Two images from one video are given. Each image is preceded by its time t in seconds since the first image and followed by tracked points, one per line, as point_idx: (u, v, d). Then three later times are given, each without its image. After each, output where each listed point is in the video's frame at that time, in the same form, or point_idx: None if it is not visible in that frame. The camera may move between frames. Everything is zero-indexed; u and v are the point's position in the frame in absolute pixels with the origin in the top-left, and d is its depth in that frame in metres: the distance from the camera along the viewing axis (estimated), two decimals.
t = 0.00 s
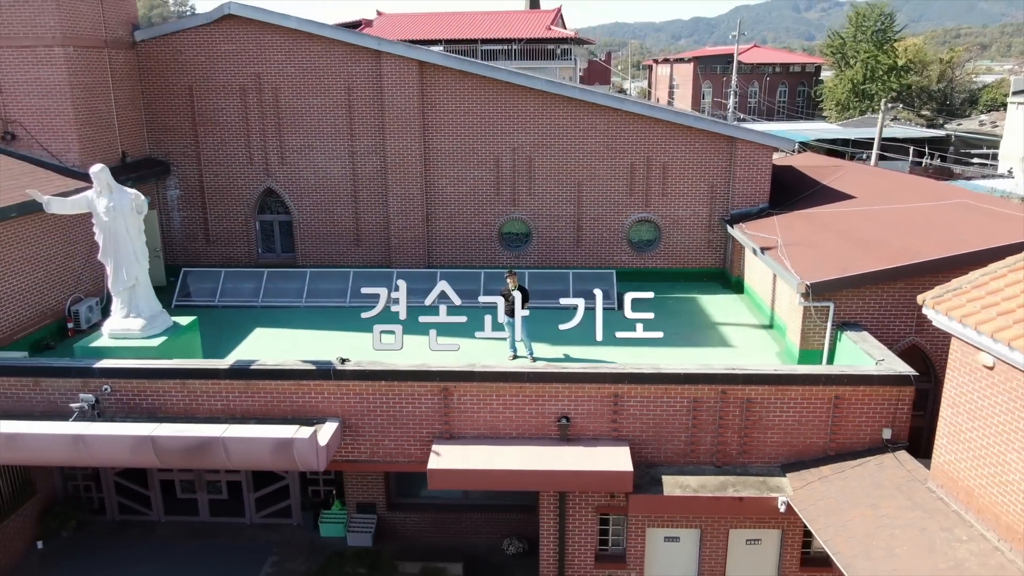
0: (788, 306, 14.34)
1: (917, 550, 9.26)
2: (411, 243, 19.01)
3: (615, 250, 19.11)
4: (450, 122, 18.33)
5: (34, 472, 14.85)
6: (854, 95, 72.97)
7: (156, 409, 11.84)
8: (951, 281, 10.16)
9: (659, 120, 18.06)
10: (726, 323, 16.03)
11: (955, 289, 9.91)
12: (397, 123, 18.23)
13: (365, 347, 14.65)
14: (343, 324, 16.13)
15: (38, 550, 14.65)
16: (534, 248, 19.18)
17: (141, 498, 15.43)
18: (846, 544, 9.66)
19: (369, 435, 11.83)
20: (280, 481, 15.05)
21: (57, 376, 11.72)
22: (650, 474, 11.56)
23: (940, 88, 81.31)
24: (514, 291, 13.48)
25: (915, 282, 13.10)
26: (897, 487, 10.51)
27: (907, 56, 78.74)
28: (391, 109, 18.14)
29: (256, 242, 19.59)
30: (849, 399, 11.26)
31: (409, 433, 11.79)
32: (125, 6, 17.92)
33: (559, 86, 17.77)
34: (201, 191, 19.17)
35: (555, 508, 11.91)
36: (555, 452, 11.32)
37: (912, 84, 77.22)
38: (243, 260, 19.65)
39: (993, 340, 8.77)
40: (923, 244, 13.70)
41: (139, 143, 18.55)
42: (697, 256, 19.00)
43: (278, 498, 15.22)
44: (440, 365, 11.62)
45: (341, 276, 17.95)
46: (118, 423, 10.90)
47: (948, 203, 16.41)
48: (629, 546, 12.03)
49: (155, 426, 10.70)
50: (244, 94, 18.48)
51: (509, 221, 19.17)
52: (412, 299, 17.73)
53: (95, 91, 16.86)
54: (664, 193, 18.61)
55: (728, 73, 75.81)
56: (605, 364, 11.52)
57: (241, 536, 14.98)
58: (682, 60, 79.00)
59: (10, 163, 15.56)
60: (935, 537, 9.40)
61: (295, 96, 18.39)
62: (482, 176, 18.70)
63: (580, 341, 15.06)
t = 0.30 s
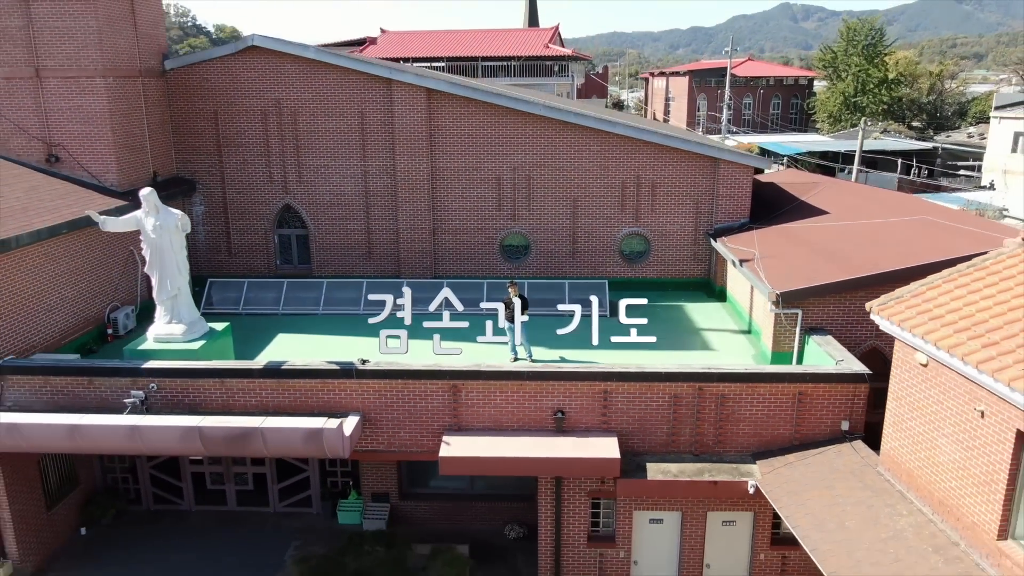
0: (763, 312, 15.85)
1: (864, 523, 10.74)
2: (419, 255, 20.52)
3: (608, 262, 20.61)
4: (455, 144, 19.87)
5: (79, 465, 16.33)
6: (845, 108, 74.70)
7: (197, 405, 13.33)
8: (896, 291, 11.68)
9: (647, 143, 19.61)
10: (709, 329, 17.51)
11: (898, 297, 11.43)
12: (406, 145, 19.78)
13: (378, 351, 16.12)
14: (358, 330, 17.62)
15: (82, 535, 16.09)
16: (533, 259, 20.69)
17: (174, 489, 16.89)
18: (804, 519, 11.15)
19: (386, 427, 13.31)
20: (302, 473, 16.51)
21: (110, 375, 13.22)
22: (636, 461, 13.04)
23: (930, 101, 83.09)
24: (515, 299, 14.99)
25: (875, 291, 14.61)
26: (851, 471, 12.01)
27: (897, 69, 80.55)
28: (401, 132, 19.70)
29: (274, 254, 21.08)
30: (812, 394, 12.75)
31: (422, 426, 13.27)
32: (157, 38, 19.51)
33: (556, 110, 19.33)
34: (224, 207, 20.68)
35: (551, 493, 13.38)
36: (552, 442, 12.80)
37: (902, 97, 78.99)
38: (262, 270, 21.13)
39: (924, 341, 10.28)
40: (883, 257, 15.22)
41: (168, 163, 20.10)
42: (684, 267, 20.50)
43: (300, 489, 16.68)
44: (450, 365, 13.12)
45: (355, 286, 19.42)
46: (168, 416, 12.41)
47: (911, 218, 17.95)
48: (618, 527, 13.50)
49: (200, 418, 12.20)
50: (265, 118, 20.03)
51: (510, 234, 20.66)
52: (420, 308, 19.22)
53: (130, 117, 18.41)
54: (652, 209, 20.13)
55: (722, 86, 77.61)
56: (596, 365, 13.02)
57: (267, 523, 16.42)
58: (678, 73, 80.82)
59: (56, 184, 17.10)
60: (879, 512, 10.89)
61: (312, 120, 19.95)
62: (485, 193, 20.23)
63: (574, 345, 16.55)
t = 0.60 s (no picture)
0: (740, 318, 17.45)
1: (820, 502, 12.31)
2: (426, 266, 22.12)
3: (601, 272, 22.22)
4: (459, 164, 21.50)
5: (117, 458, 17.90)
6: (836, 120, 76.45)
7: (231, 402, 14.90)
8: (850, 299, 13.29)
9: (637, 163, 21.23)
10: (692, 333, 19.10)
11: (850, 305, 13.05)
12: (414, 165, 21.42)
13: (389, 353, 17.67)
14: (370, 335, 19.19)
15: (119, 522, 17.64)
16: (531, 270, 22.29)
17: (202, 482, 18.46)
18: (768, 499, 12.72)
19: (400, 422, 14.88)
20: (320, 466, 18.06)
21: (154, 375, 14.82)
22: (623, 452, 14.61)
23: (920, 113, 84.97)
24: (516, 307, 16.57)
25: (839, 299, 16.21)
26: (812, 458, 13.58)
27: (887, 82, 82.44)
28: (409, 153, 21.33)
29: (290, 265, 22.66)
30: (780, 391, 14.33)
31: (432, 420, 14.84)
32: (184, 67, 21.19)
33: (552, 133, 20.98)
34: (245, 222, 22.28)
35: (548, 481, 14.93)
36: (549, 435, 14.36)
37: (892, 109, 80.82)
38: (279, 280, 22.72)
39: (869, 343, 11.89)
40: (847, 268, 16.81)
41: (193, 182, 21.73)
42: (672, 277, 22.10)
43: (318, 481, 18.21)
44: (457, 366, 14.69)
45: (366, 295, 20.99)
46: (207, 411, 14.00)
47: (878, 233, 19.58)
48: (608, 512, 15.05)
49: (236, 413, 13.79)
50: (284, 140, 21.67)
51: (510, 247, 22.24)
52: (426, 315, 20.79)
53: (161, 140, 20.06)
54: (642, 223, 21.74)
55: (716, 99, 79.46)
56: (587, 366, 14.61)
57: (288, 512, 17.95)
58: (673, 86, 82.71)
59: (95, 202, 18.73)
60: (834, 492, 12.46)
61: (327, 142, 21.58)
62: (487, 209, 21.86)
63: (569, 348, 18.13)
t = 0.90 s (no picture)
0: (720, 324, 19.13)
1: (783, 485, 13.98)
2: (431, 277, 23.80)
3: (594, 282, 23.89)
4: (462, 182, 23.19)
5: (150, 453, 19.55)
6: (827, 132, 78.48)
7: (258, 400, 16.57)
8: (810, 308, 15.05)
9: (627, 181, 22.94)
10: (677, 338, 20.76)
11: (810, 313, 14.81)
12: (420, 183, 23.14)
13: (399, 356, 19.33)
14: (381, 340, 20.84)
15: (152, 512, 19.24)
16: (529, 280, 23.97)
17: (227, 475, 20.10)
18: (739, 484, 14.39)
19: (410, 418, 16.54)
20: (335, 460, 19.69)
21: (190, 376, 16.49)
22: (612, 444, 16.27)
23: (909, 124, 86.90)
24: (514, 314, 18.26)
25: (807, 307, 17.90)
26: (780, 449, 15.24)
27: (877, 94, 84.37)
28: (416, 172, 23.05)
29: (305, 276, 24.33)
30: (751, 389, 16.01)
31: (439, 416, 16.49)
32: (208, 93, 22.93)
33: (548, 153, 22.70)
34: (263, 236, 23.97)
35: (544, 470, 16.59)
36: (544, 428, 16.02)
37: (882, 121, 82.73)
38: (294, 290, 24.38)
39: (823, 346, 13.59)
40: (816, 279, 18.51)
41: (215, 198, 23.42)
42: (659, 287, 23.78)
43: (333, 474, 19.84)
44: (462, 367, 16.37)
45: (376, 304, 22.64)
46: (239, 408, 15.67)
47: (847, 246, 21.29)
48: (598, 499, 16.70)
49: (265, 409, 15.46)
50: (299, 160, 23.38)
51: (509, 259, 23.91)
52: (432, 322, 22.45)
53: (188, 161, 21.78)
54: (631, 237, 23.43)
55: (710, 111, 81.35)
56: (579, 368, 16.29)
57: (306, 503, 19.57)
58: (667, 98, 84.63)
59: (129, 219, 20.44)
60: (796, 477, 14.13)
61: (340, 162, 23.29)
62: (487, 224, 23.55)
63: (564, 352, 19.80)
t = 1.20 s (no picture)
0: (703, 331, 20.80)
1: (755, 475, 15.64)
2: (436, 287, 25.49)
3: (588, 292, 25.57)
4: (465, 199, 24.90)
5: (178, 450, 21.20)
6: (820, 144, 80.55)
7: (281, 400, 18.23)
8: (781, 315, 16.76)
9: (618, 198, 24.66)
10: (665, 344, 22.42)
11: (781, 320, 16.51)
12: (426, 200, 24.86)
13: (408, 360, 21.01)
14: (391, 345, 22.51)
15: (180, 504, 20.88)
16: (527, 290, 25.64)
17: (249, 471, 21.73)
18: (716, 473, 16.05)
19: (419, 417, 18.19)
20: (349, 457, 21.33)
21: (219, 378, 18.16)
22: (602, 439, 17.92)
23: (900, 136, 88.79)
24: (515, 321, 19.96)
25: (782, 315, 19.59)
26: (754, 443, 16.92)
27: (869, 107, 86.32)
28: (422, 190, 24.77)
29: (318, 286, 26.00)
30: (729, 390, 17.67)
31: (446, 415, 18.15)
32: (230, 116, 24.66)
33: (545, 173, 24.43)
34: (279, 249, 25.65)
35: (541, 464, 18.24)
36: (541, 425, 17.69)
37: (873, 133, 84.62)
38: (308, 300, 26.05)
39: (789, 349, 15.27)
40: (790, 289, 20.20)
41: (235, 214, 25.12)
42: (649, 296, 25.46)
43: (347, 470, 21.47)
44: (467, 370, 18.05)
45: (385, 312, 24.29)
46: (265, 407, 17.34)
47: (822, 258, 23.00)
48: (591, 490, 18.35)
49: (289, 407, 17.13)
50: (314, 179, 25.09)
51: (509, 270, 25.59)
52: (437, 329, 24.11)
53: (211, 180, 23.49)
54: (623, 250, 25.11)
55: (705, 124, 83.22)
56: (573, 370, 17.96)
57: (321, 496, 21.19)
58: (663, 111, 86.53)
59: (158, 234, 22.14)
60: (766, 468, 15.80)
61: (351, 180, 25.01)
62: (489, 238, 25.24)
63: (560, 356, 21.47)
